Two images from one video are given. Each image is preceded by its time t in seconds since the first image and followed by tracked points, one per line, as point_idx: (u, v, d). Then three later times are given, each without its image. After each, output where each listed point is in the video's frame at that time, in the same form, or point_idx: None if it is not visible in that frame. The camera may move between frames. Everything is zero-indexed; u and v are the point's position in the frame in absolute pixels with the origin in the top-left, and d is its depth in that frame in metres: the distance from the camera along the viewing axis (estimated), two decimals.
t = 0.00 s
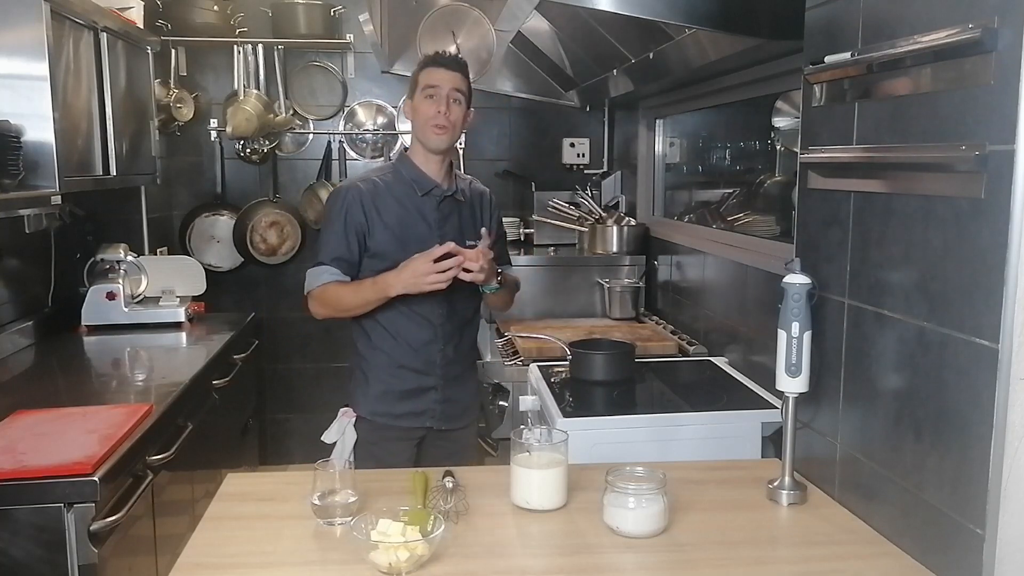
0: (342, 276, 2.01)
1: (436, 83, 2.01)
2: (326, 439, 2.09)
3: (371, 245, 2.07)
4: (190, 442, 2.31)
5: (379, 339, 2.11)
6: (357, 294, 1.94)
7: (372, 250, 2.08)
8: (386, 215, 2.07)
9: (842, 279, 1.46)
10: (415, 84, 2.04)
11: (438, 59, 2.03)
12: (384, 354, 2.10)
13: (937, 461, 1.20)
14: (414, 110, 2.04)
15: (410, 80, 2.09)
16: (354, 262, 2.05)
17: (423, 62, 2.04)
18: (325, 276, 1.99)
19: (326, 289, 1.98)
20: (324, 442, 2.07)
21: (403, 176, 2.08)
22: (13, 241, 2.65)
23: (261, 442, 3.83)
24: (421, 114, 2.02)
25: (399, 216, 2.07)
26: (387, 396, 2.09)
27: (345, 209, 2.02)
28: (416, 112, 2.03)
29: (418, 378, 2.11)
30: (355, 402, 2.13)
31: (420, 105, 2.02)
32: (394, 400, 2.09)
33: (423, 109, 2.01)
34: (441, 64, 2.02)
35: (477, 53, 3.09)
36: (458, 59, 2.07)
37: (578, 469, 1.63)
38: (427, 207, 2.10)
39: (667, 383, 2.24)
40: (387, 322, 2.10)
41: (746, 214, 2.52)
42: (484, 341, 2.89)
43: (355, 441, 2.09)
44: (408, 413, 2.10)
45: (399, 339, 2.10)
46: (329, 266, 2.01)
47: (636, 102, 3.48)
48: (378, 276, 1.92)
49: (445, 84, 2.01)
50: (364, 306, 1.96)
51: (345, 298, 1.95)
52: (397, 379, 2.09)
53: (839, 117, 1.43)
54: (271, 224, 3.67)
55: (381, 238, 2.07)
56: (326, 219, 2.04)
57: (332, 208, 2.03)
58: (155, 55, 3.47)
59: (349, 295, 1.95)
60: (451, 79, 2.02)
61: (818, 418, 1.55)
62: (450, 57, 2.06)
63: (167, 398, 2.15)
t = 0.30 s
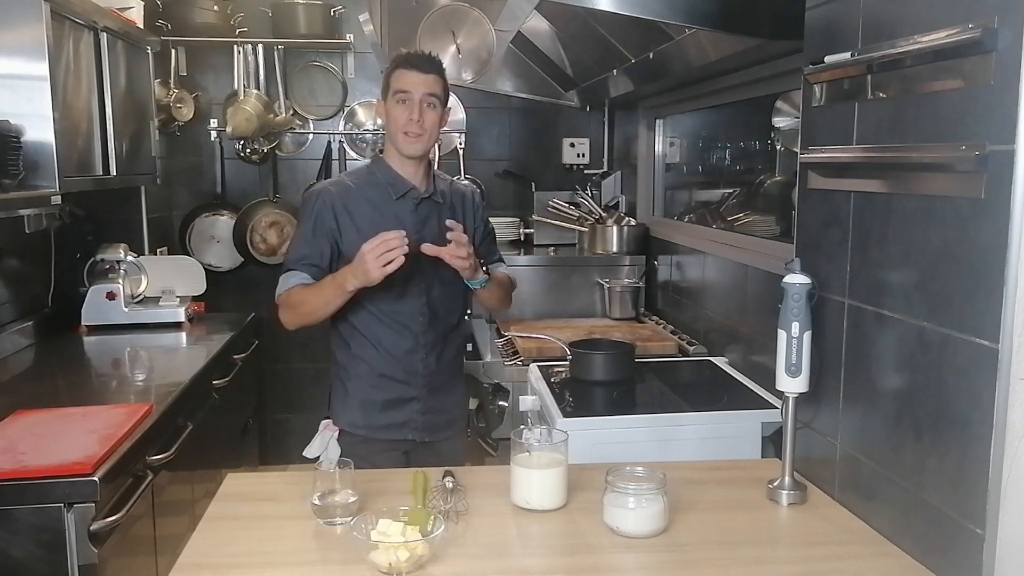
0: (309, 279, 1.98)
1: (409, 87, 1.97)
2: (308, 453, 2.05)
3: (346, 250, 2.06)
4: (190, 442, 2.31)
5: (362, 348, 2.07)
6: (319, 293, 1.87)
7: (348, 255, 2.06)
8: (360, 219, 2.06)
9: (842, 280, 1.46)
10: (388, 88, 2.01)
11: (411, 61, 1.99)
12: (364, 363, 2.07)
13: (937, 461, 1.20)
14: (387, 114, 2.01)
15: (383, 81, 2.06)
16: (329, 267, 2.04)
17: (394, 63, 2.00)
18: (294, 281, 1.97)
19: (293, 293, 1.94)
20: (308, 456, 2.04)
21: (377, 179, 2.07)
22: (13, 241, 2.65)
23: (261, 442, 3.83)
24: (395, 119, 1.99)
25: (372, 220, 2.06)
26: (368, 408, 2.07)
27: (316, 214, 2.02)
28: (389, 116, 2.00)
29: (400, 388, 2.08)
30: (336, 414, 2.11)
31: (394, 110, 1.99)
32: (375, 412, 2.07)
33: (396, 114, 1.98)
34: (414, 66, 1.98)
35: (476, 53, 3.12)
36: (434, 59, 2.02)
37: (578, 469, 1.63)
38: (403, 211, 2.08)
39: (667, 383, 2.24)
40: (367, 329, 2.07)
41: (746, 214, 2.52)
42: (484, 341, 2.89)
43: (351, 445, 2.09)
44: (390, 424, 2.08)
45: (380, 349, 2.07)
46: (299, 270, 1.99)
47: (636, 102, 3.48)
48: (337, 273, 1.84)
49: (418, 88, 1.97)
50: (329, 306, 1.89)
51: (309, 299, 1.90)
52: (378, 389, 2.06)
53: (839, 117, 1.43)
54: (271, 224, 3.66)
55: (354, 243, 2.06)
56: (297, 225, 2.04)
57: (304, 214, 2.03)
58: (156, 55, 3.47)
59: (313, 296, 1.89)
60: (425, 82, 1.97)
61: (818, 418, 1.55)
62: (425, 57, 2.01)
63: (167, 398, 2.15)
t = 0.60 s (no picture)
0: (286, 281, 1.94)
1: (394, 93, 1.95)
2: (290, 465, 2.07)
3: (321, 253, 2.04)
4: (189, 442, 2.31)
5: (339, 358, 2.05)
6: (299, 288, 1.84)
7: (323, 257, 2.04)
8: (335, 222, 2.04)
9: (842, 280, 1.46)
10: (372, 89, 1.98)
11: (399, 66, 1.96)
12: (341, 374, 2.05)
13: (937, 462, 1.20)
14: (369, 116, 1.99)
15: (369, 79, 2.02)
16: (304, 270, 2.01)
17: (383, 65, 1.97)
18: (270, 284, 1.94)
19: (271, 295, 1.90)
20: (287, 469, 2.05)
21: (352, 181, 2.06)
22: (13, 241, 2.65)
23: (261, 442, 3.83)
24: (375, 123, 1.98)
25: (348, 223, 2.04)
26: (346, 420, 2.04)
27: (291, 215, 1.99)
28: (371, 119, 1.98)
29: (378, 398, 2.05)
30: (314, 426, 2.08)
31: (376, 114, 1.96)
32: (353, 423, 2.04)
33: (379, 119, 1.96)
34: (401, 72, 1.95)
35: (476, 52, 3.11)
36: (423, 66, 1.99)
37: (578, 469, 1.63)
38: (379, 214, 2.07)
39: (667, 383, 2.24)
40: (346, 339, 2.04)
41: (746, 214, 2.52)
42: (484, 341, 2.89)
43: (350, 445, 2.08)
44: (368, 435, 2.05)
45: (358, 359, 2.05)
46: (274, 272, 1.95)
47: (636, 102, 3.49)
48: (319, 266, 1.82)
49: (403, 96, 1.95)
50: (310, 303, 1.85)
51: (288, 296, 1.86)
52: (355, 399, 2.04)
53: (839, 117, 1.43)
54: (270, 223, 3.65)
55: (330, 247, 2.03)
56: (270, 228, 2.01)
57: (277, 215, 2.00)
58: (156, 55, 3.47)
59: (292, 293, 1.85)
60: (412, 90, 1.95)
61: (818, 418, 1.55)
62: (414, 62, 1.98)
63: (167, 398, 2.15)
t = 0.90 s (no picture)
0: (287, 301, 1.93)
1: (391, 90, 1.96)
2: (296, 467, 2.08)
3: (317, 265, 2.02)
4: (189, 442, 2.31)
5: (341, 364, 2.04)
6: (306, 313, 1.84)
7: (318, 269, 2.02)
8: (331, 232, 2.02)
9: (842, 279, 1.46)
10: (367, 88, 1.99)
11: (394, 63, 1.97)
12: (344, 380, 2.04)
13: (937, 462, 1.20)
14: (365, 115, 1.98)
15: (361, 78, 2.03)
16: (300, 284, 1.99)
17: (378, 63, 1.98)
18: (270, 303, 1.92)
19: (274, 315, 1.90)
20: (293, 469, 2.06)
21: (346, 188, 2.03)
22: (13, 241, 2.65)
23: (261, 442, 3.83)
24: (372, 121, 1.97)
25: (344, 232, 2.02)
26: (349, 426, 2.02)
27: (287, 229, 1.95)
28: (367, 118, 1.98)
29: (381, 404, 2.05)
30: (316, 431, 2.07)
31: (373, 112, 1.97)
32: (356, 429, 2.03)
33: (376, 117, 1.96)
34: (396, 69, 1.97)
35: (476, 52, 3.11)
36: (418, 63, 2.01)
37: (578, 469, 1.63)
38: (375, 222, 2.06)
39: (667, 383, 2.24)
40: (346, 344, 2.03)
41: (746, 214, 2.52)
42: (483, 341, 2.88)
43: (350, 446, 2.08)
44: (371, 441, 2.04)
45: (360, 365, 2.04)
46: (272, 292, 1.93)
47: (636, 102, 3.49)
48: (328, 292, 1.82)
49: (401, 92, 1.97)
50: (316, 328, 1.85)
51: (294, 318, 1.86)
52: (358, 405, 2.03)
53: (839, 116, 1.43)
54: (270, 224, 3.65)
55: (327, 258, 2.01)
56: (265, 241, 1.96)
57: (271, 228, 1.95)
58: (156, 55, 3.47)
59: (298, 316, 1.85)
60: (409, 86, 1.97)
61: (818, 418, 1.55)
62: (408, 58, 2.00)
63: (167, 398, 2.15)
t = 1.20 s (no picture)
0: (304, 312, 1.90)
1: (396, 85, 1.99)
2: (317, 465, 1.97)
3: (342, 274, 2.00)
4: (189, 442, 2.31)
5: (360, 363, 2.07)
6: (326, 326, 1.84)
7: (342, 278, 2.00)
8: (356, 240, 2.00)
9: (842, 279, 1.46)
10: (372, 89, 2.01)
11: (394, 60, 2.01)
12: (363, 380, 2.07)
13: (937, 462, 1.20)
14: (373, 117, 2.01)
15: (363, 82, 2.06)
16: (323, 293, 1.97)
17: (379, 63, 2.02)
18: (286, 312, 1.89)
19: (290, 325, 1.87)
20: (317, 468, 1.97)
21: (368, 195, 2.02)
22: (13, 241, 2.65)
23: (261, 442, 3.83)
24: (383, 121, 1.99)
25: (368, 239, 2.02)
26: (371, 423, 2.07)
27: (315, 238, 1.92)
28: (377, 119, 2.00)
29: (396, 400, 2.12)
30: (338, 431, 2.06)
31: (382, 111, 1.99)
32: (377, 426, 2.08)
33: (385, 116, 1.99)
34: (398, 66, 2.01)
35: (476, 52, 3.12)
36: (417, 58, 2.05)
37: (578, 469, 1.63)
38: (396, 228, 2.07)
39: (667, 384, 2.24)
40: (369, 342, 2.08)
41: (746, 214, 2.52)
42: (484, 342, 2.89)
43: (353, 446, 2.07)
44: (389, 436, 2.11)
45: (378, 362, 2.09)
46: (290, 302, 1.90)
47: (636, 102, 3.49)
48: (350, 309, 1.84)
49: (407, 87, 2.00)
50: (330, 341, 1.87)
51: (312, 330, 1.85)
52: (380, 401, 2.09)
53: (839, 116, 1.43)
54: (271, 224, 3.66)
55: (353, 266, 2.00)
56: (291, 251, 1.92)
57: (299, 237, 1.92)
58: (156, 55, 3.47)
59: (315, 329, 1.85)
60: (412, 80, 2.00)
61: (818, 418, 1.55)
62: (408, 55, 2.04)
63: (167, 398, 2.15)
